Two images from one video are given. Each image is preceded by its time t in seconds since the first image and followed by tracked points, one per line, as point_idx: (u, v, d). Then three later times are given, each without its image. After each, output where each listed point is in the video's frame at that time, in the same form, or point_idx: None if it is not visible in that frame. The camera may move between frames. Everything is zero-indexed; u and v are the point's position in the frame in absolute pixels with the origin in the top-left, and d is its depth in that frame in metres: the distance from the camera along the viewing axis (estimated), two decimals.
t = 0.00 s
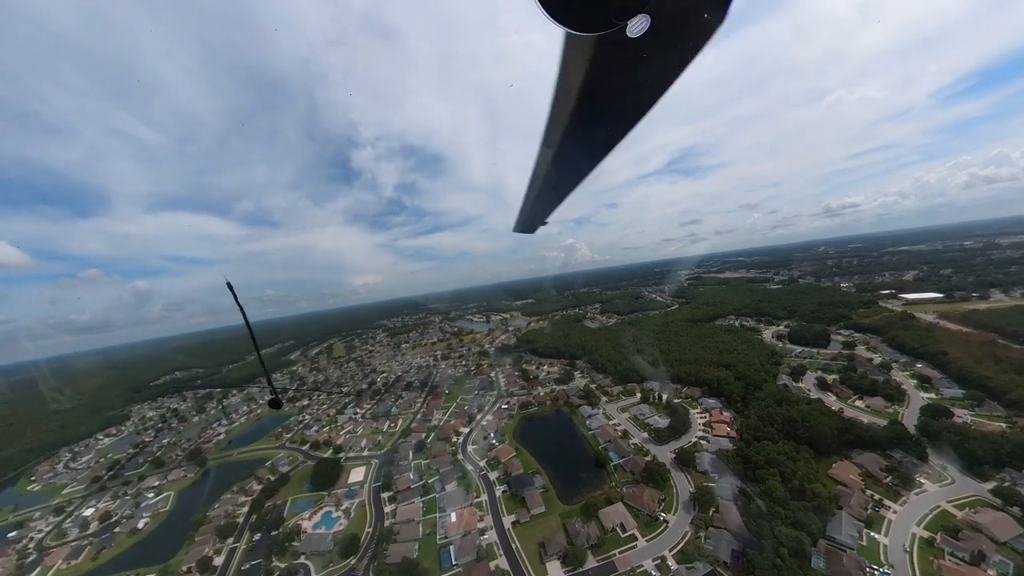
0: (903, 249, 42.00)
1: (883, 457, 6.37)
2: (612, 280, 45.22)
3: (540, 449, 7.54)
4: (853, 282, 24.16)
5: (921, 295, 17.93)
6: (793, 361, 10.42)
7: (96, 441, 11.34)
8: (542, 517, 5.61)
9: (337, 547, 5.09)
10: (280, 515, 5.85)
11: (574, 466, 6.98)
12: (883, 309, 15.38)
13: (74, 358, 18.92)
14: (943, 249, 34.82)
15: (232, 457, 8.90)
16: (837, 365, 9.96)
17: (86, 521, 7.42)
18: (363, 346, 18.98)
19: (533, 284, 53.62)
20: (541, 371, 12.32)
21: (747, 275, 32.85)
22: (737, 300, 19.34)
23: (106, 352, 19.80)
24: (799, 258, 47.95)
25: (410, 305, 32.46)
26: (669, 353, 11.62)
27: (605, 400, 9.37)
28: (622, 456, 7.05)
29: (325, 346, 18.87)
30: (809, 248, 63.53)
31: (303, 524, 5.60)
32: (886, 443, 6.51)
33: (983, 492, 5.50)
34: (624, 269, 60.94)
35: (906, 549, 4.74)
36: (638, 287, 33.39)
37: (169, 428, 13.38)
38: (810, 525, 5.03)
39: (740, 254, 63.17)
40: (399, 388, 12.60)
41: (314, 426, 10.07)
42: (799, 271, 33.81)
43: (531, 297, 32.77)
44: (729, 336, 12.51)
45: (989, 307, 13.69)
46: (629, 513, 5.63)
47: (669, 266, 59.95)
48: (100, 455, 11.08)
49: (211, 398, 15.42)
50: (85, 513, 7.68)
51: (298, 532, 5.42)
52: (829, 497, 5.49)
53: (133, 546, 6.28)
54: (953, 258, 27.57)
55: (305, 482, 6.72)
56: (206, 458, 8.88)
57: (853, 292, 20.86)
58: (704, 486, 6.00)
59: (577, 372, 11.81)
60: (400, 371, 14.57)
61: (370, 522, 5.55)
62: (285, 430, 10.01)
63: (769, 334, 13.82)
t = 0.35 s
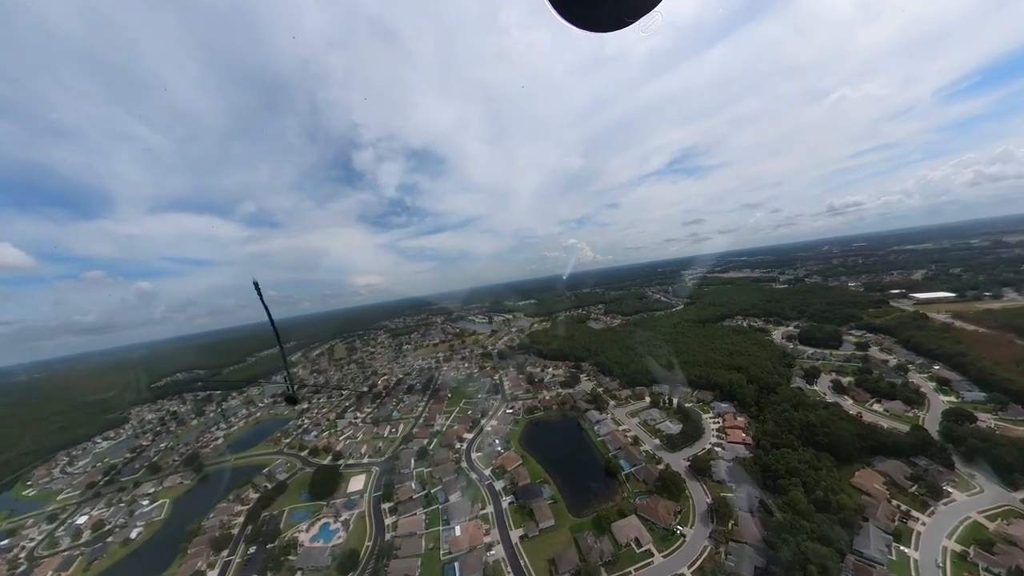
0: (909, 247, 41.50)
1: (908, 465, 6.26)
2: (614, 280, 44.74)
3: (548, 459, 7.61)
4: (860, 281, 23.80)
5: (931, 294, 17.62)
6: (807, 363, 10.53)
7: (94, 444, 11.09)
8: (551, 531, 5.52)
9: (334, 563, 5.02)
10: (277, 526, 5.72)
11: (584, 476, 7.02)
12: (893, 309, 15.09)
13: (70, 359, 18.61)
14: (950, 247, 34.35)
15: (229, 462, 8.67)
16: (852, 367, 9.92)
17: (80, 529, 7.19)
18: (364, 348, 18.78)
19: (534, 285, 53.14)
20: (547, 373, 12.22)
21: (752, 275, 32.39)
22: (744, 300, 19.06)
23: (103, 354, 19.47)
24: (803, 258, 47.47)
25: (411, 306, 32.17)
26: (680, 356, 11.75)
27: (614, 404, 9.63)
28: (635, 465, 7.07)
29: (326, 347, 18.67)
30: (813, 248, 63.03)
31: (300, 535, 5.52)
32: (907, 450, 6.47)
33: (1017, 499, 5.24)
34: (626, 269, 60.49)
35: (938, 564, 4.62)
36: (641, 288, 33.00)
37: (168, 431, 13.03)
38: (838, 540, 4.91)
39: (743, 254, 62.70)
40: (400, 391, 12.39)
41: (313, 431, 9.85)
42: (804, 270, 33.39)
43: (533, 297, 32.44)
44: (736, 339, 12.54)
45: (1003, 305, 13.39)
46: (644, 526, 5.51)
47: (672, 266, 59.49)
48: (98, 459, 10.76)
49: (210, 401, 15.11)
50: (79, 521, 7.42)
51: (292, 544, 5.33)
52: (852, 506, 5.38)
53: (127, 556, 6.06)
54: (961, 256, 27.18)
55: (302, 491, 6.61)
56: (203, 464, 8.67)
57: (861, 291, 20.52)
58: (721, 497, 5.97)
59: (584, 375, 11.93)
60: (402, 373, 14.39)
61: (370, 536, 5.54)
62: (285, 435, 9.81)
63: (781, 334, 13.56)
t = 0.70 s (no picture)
0: (915, 247, 40.96)
1: (935, 475, 6.04)
2: (616, 280, 44.24)
3: (555, 467, 7.52)
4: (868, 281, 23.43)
5: (943, 294, 17.22)
6: (820, 365, 10.36)
7: (90, 449, 10.83)
8: (562, 547, 5.45)
9: None
10: (271, 540, 5.51)
11: (593, 485, 6.95)
12: (905, 309, 14.79)
13: (66, 360, 18.30)
14: (957, 246, 33.89)
15: (225, 469, 8.44)
16: (866, 369, 9.69)
17: (67, 538, 6.87)
18: (366, 350, 18.53)
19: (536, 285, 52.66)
20: (552, 377, 12.04)
21: (758, 275, 31.93)
22: (750, 301, 18.77)
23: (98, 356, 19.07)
24: (807, 258, 46.94)
25: (412, 307, 31.82)
26: (692, 359, 11.75)
27: (623, 410, 9.61)
28: (647, 475, 7.01)
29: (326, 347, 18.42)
30: (817, 248, 62.44)
31: (296, 550, 5.32)
32: (933, 459, 6.28)
33: None
34: (628, 270, 60.09)
35: None
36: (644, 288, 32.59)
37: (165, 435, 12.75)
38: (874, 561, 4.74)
39: (746, 254, 62.13)
40: (401, 395, 12.09)
41: (310, 437, 9.58)
42: (809, 270, 32.94)
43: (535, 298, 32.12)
44: (748, 340, 12.36)
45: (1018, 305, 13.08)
46: (660, 543, 5.45)
47: (674, 266, 59.00)
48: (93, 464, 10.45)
49: (208, 404, 14.79)
50: (69, 531, 7.16)
51: (288, 560, 5.15)
52: (881, 521, 5.24)
53: (115, 569, 5.79)
54: (970, 254, 26.75)
55: (298, 502, 6.40)
56: (198, 471, 8.41)
57: (870, 291, 20.12)
58: (740, 511, 5.88)
59: (590, 378, 11.83)
60: (403, 375, 14.16)
61: (369, 550, 5.40)
62: (281, 440, 9.54)
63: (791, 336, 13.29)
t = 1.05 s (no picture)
0: (921, 245, 40.43)
1: (962, 483, 6.01)
2: (618, 280, 43.85)
3: (562, 476, 7.45)
4: (876, 281, 23.06)
5: (953, 293, 16.91)
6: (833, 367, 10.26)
7: (86, 453, 10.53)
8: (573, 564, 5.31)
9: None
10: (266, 555, 5.38)
11: (601, 496, 6.92)
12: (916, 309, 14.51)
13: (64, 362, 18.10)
14: (964, 244, 33.42)
15: (220, 476, 8.22)
16: (881, 372, 9.52)
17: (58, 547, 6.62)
18: (367, 351, 18.32)
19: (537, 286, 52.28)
20: (558, 381, 11.89)
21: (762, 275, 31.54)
22: (756, 301, 18.49)
23: (94, 359, 18.74)
24: (812, 257, 46.43)
25: (413, 308, 31.56)
26: (703, 361, 11.84)
27: (632, 414, 9.64)
28: (660, 484, 6.97)
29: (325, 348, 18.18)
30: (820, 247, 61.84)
31: (292, 565, 5.21)
32: (960, 467, 6.23)
33: None
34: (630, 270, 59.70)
35: None
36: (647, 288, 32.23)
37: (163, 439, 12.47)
38: None
39: (749, 253, 61.63)
40: (401, 399, 11.86)
41: (309, 443, 9.35)
42: (815, 270, 32.54)
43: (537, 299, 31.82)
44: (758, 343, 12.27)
45: None
46: (679, 559, 5.43)
47: (677, 266, 58.54)
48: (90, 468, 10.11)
49: (207, 406, 14.54)
50: (60, 540, 6.92)
51: None
52: (912, 535, 5.25)
53: None
54: (979, 252, 26.32)
55: (294, 512, 6.24)
56: (194, 477, 8.19)
57: (878, 291, 19.75)
58: (759, 526, 5.86)
59: (596, 382, 11.79)
60: (404, 378, 13.96)
61: (367, 565, 5.28)
62: (279, 446, 9.32)
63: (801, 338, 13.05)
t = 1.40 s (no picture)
0: (928, 244, 39.86)
1: (994, 495, 5.75)
2: (620, 280, 43.40)
3: (569, 489, 7.30)
4: (884, 280, 22.67)
5: (965, 292, 16.56)
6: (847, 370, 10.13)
7: (81, 458, 10.23)
8: None
9: None
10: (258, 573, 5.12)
11: (610, 510, 6.78)
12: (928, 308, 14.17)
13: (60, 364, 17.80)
14: (971, 242, 32.94)
15: (215, 484, 7.96)
16: (898, 374, 9.31)
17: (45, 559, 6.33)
18: (368, 353, 18.07)
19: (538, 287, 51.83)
20: (563, 385, 11.69)
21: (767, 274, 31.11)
22: (763, 301, 18.18)
23: (90, 361, 18.39)
24: (815, 256, 45.92)
25: (413, 309, 31.21)
26: (711, 364, 11.77)
27: (642, 421, 9.63)
28: (675, 497, 6.88)
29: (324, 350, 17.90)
30: (824, 246, 61.26)
31: None
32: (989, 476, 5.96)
33: None
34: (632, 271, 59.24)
35: None
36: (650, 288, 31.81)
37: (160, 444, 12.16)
38: None
39: (752, 253, 61.08)
40: (402, 403, 11.62)
41: (307, 450, 9.10)
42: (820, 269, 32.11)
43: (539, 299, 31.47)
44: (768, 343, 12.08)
45: None
46: None
47: (679, 266, 58.03)
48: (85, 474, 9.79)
49: (205, 410, 14.24)
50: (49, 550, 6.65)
51: None
52: (948, 553, 4.93)
53: None
54: (987, 250, 25.90)
55: (290, 524, 5.99)
56: (188, 485, 7.93)
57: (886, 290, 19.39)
58: (780, 542, 5.85)
59: (603, 386, 11.65)
60: (405, 381, 13.72)
61: None
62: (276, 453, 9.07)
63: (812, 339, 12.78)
